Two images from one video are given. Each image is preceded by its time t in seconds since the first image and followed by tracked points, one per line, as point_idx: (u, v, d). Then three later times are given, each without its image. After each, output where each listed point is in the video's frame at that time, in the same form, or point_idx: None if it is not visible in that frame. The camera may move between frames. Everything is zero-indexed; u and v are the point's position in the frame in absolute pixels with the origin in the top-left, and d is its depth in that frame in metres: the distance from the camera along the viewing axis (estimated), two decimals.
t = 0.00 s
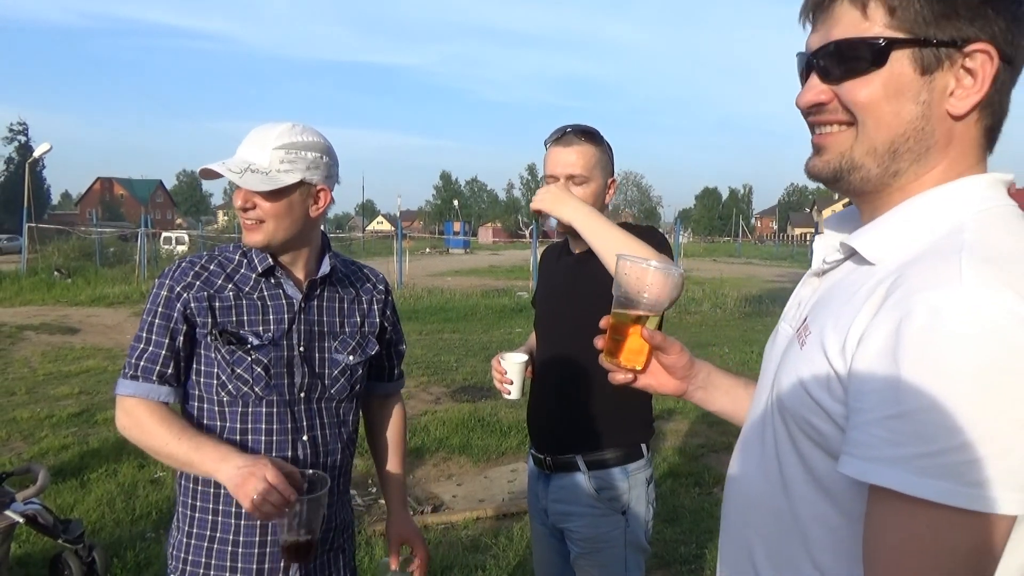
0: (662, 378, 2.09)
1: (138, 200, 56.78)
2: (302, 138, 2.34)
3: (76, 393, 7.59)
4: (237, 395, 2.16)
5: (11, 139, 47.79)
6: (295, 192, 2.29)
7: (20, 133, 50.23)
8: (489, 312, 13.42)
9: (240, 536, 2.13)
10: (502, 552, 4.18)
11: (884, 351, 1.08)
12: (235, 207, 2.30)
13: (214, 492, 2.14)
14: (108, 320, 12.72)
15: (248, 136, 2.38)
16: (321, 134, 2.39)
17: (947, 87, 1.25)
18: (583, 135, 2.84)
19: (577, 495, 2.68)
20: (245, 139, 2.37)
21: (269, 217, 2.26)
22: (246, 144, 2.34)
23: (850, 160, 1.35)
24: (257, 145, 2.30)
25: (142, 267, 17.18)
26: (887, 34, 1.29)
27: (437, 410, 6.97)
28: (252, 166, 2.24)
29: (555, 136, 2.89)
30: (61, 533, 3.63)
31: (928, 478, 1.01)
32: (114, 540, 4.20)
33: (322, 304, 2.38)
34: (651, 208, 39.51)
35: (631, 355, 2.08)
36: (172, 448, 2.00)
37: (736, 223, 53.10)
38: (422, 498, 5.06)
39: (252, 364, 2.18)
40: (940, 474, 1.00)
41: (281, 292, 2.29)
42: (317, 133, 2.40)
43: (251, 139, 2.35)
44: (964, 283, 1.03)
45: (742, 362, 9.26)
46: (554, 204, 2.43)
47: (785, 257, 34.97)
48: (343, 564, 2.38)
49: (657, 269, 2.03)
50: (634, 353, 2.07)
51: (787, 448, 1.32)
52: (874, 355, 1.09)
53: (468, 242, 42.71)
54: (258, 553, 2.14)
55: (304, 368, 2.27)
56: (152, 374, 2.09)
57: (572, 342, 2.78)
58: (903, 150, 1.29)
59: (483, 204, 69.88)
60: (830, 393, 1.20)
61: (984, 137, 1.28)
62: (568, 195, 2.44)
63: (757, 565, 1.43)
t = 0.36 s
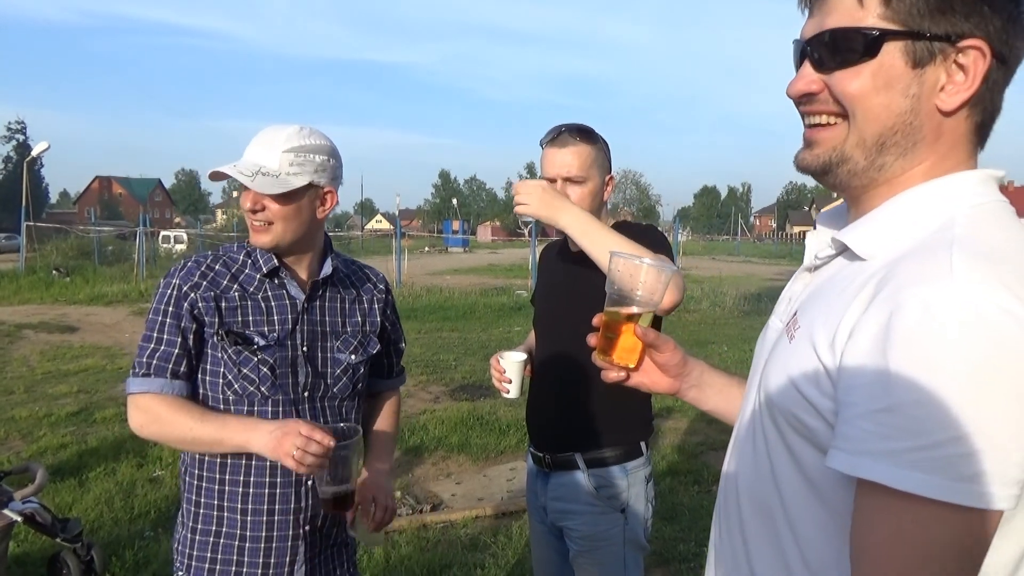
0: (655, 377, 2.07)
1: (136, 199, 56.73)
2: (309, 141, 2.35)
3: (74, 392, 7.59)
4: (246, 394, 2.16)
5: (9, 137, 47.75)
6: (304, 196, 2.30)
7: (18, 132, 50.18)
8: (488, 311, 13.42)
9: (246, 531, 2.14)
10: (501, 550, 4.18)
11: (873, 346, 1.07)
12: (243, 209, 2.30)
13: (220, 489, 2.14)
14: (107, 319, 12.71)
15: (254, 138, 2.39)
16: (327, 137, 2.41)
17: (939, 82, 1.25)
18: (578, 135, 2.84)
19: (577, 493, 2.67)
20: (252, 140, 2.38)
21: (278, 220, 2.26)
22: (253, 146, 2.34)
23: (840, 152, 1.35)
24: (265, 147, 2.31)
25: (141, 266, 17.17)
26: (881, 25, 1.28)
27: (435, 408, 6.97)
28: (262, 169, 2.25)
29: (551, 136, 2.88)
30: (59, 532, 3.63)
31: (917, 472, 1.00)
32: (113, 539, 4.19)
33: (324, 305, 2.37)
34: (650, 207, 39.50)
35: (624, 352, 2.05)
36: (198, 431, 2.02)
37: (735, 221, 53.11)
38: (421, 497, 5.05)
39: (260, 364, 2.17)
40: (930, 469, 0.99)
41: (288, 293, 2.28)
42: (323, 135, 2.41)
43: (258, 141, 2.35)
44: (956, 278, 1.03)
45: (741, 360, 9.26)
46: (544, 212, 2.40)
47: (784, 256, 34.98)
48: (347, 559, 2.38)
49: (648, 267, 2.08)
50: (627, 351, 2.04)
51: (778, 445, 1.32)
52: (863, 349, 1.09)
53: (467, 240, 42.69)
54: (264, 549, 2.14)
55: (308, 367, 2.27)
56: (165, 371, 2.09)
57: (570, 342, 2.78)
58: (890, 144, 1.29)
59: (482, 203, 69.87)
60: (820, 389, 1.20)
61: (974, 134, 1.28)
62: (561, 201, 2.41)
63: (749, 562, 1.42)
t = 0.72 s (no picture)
0: (649, 375, 2.08)
1: (133, 196, 56.62)
2: (316, 135, 2.35)
3: (71, 389, 7.58)
4: (252, 391, 2.13)
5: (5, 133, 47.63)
6: (309, 191, 2.30)
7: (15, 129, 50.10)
8: (486, 308, 13.42)
9: (252, 528, 2.12)
10: (499, 547, 4.17)
11: (857, 339, 1.07)
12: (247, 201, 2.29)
13: (224, 486, 2.12)
14: (104, 316, 12.69)
15: (261, 131, 2.38)
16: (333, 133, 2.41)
17: (925, 78, 1.24)
18: (573, 134, 2.82)
19: (577, 490, 2.67)
20: (258, 135, 2.37)
21: (284, 212, 2.25)
22: (260, 138, 2.34)
23: (828, 148, 1.34)
24: (273, 139, 2.31)
25: (138, 263, 17.15)
26: (867, 22, 1.27)
27: (433, 405, 6.96)
28: (270, 160, 2.25)
29: (545, 135, 2.88)
30: (56, 529, 3.62)
31: (897, 465, 0.99)
32: (111, 536, 4.19)
33: (325, 303, 2.36)
34: (648, 205, 39.52)
35: (618, 351, 2.06)
36: (214, 420, 2.01)
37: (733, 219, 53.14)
38: (419, 494, 5.05)
39: (267, 361, 2.16)
40: (911, 462, 0.99)
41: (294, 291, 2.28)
42: (329, 131, 2.41)
43: (265, 134, 2.35)
44: (941, 272, 1.03)
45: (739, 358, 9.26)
46: (544, 238, 2.43)
47: (781, 253, 35.00)
48: (347, 558, 2.37)
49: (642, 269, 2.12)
50: (622, 350, 2.05)
51: (765, 441, 1.31)
52: (848, 342, 1.08)
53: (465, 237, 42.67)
54: (270, 545, 2.13)
55: (310, 365, 2.27)
56: (175, 367, 2.06)
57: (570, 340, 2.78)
58: (876, 139, 1.28)
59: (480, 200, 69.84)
60: (806, 384, 1.20)
61: (960, 128, 1.27)
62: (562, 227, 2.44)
63: (738, 560, 1.41)
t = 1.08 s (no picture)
0: (645, 370, 2.08)
1: (131, 192, 56.57)
2: (314, 132, 2.33)
3: (70, 385, 7.58)
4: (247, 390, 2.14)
5: (4, 129, 47.56)
6: (306, 186, 2.28)
7: (14, 125, 50.02)
8: (485, 305, 13.42)
9: (240, 527, 2.12)
10: (497, 544, 4.17)
11: (842, 342, 1.07)
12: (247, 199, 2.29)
13: (214, 483, 2.13)
14: (104, 312, 12.69)
15: (262, 128, 2.38)
16: (334, 129, 2.39)
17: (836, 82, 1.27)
18: (567, 135, 2.82)
19: (576, 489, 2.66)
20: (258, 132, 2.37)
21: (283, 211, 2.25)
22: (259, 136, 2.33)
23: (783, 163, 1.42)
24: (271, 137, 2.30)
25: (137, 259, 17.14)
26: (776, 46, 1.37)
27: (432, 402, 6.96)
28: (265, 159, 2.24)
29: (541, 135, 2.89)
30: (55, 525, 3.63)
31: (880, 471, 0.99)
32: (109, 532, 4.19)
33: (325, 303, 2.35)
34: (648, 203, 39.53)
35: (614, 348, 2.08)
36: (200, 412, 2.01)
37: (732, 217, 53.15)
38: (418, 491, 5.05)
39: (262, 361, 2.16)
40: (895, 469, 0.99)
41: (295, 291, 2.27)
42: (329, 126, 2.39)
43: (264, 131, 2.34)
44: (926, 276, 1.03)
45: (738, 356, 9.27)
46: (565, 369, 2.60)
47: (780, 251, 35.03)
48: (338, 559, 2.36)
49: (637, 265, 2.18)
50: (618, 345, 2.08)
51: (753, 441, 1.31)
52: (832, 346, 1.08)
53: (465, 234, 42.65)
54: (257, 545, 2.12)
55: (308, 365, 2.26)
56: (166, 360, 2.08)
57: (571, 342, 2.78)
58: (808, 147, 1.33)
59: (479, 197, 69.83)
60: (792, 385, 1.19)
61: (905, 119, 1.22)
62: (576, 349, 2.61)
63: (728, 560, 1.42)
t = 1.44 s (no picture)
0: (650, 366, 2.06)
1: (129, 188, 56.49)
2: (285, 116, 2.26)
3: (68, 381, 7.57)
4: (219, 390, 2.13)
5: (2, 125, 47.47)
6: (276, 171, 2.22)
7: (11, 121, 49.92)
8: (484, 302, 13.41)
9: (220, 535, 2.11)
10: (495, 540, 4.18)
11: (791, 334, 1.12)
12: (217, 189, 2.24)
13: (194, 491, 2.13)
14: (102, 308, 12.67)
15: (233, 115, 2.32)
16: (308, 112, 2.33)
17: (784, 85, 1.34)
18: (556, 138, 2.79)
19: (575, 487, 2.66)
20: (229, 119, 2.31)
21: (256, 195, 2.20)
22: (229, 122, 2.27)
23: (759, 164, 1.48)
24: (240, 123, 2.24)
25: (136, 255, 17.11)
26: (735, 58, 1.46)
27: (430, 398, 6.96)
28: (230, 143, 2.17)
29: (533, 141, 2.88)
30: (52, 521, 3.62)
31: (819, 455, 1.03)
32: (107, 528, 4.18)
33: (308, 300, 2.31)
34: (647, 199, 39.50)
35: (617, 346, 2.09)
36: (172, 415, 2.01)
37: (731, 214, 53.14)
38: (416, 487, 5.05)
39: (235, 362, 2.16)
40: (831, 452, 1.03)
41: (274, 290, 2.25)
42: (304, 111, 2.32)
43: (234, 117, 2.28)
44: (867, 269, 1.08)
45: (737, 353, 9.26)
46: (579, 394, 2.61)
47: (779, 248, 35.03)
48: (330, 565, 2.33)
49: (637, 266, 2.18)
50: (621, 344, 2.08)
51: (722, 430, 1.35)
52: (783, 337, 1.13)
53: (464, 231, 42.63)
54: (234, 557, 2.12)
55: (287, 363, 2.24)
56: (139, 363, 2.08)
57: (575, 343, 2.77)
58: (771, 146, 1.40)
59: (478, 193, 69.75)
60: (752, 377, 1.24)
61: (854, 110, 1.27)
62: (587, 372, 2.62)
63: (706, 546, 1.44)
